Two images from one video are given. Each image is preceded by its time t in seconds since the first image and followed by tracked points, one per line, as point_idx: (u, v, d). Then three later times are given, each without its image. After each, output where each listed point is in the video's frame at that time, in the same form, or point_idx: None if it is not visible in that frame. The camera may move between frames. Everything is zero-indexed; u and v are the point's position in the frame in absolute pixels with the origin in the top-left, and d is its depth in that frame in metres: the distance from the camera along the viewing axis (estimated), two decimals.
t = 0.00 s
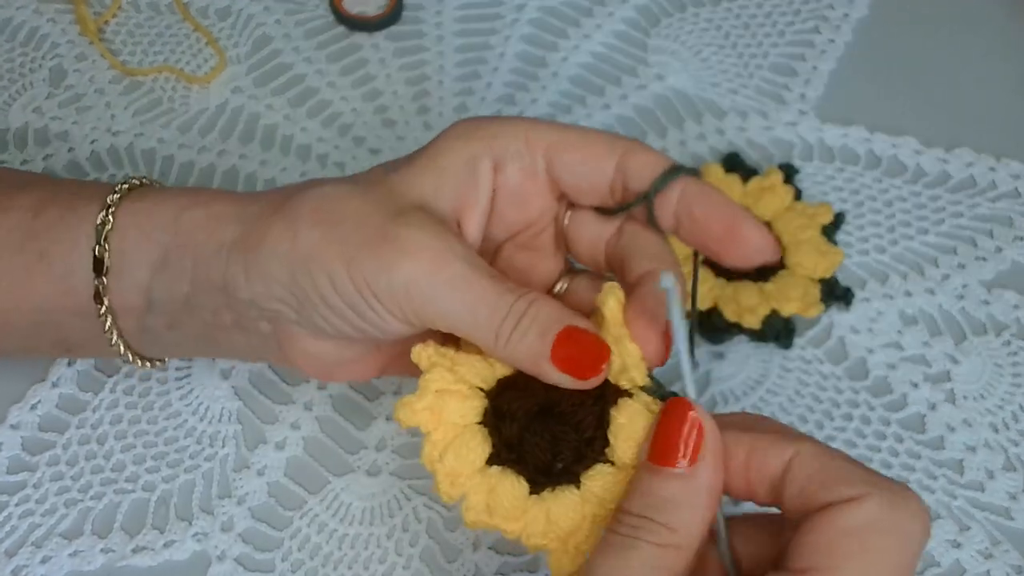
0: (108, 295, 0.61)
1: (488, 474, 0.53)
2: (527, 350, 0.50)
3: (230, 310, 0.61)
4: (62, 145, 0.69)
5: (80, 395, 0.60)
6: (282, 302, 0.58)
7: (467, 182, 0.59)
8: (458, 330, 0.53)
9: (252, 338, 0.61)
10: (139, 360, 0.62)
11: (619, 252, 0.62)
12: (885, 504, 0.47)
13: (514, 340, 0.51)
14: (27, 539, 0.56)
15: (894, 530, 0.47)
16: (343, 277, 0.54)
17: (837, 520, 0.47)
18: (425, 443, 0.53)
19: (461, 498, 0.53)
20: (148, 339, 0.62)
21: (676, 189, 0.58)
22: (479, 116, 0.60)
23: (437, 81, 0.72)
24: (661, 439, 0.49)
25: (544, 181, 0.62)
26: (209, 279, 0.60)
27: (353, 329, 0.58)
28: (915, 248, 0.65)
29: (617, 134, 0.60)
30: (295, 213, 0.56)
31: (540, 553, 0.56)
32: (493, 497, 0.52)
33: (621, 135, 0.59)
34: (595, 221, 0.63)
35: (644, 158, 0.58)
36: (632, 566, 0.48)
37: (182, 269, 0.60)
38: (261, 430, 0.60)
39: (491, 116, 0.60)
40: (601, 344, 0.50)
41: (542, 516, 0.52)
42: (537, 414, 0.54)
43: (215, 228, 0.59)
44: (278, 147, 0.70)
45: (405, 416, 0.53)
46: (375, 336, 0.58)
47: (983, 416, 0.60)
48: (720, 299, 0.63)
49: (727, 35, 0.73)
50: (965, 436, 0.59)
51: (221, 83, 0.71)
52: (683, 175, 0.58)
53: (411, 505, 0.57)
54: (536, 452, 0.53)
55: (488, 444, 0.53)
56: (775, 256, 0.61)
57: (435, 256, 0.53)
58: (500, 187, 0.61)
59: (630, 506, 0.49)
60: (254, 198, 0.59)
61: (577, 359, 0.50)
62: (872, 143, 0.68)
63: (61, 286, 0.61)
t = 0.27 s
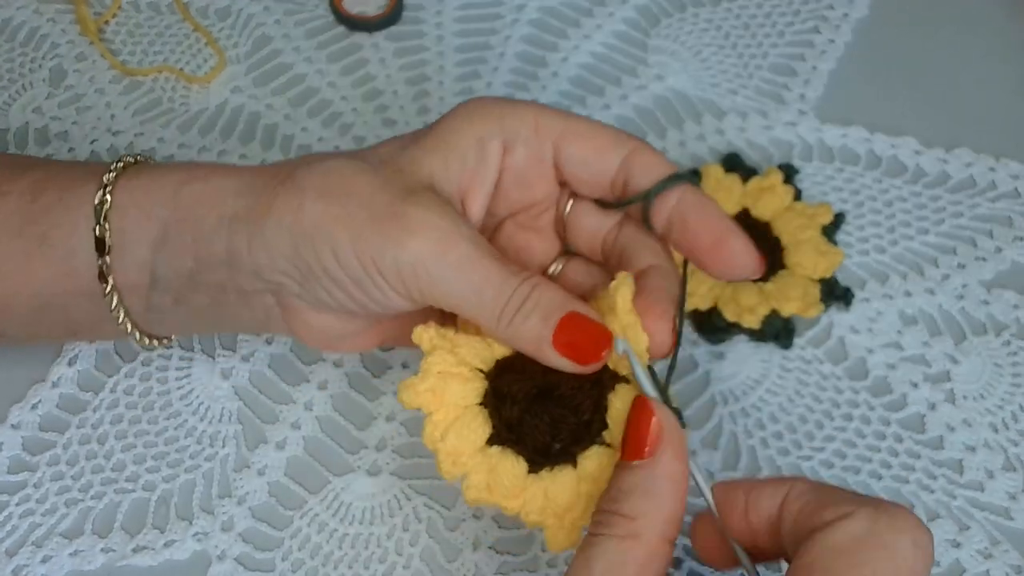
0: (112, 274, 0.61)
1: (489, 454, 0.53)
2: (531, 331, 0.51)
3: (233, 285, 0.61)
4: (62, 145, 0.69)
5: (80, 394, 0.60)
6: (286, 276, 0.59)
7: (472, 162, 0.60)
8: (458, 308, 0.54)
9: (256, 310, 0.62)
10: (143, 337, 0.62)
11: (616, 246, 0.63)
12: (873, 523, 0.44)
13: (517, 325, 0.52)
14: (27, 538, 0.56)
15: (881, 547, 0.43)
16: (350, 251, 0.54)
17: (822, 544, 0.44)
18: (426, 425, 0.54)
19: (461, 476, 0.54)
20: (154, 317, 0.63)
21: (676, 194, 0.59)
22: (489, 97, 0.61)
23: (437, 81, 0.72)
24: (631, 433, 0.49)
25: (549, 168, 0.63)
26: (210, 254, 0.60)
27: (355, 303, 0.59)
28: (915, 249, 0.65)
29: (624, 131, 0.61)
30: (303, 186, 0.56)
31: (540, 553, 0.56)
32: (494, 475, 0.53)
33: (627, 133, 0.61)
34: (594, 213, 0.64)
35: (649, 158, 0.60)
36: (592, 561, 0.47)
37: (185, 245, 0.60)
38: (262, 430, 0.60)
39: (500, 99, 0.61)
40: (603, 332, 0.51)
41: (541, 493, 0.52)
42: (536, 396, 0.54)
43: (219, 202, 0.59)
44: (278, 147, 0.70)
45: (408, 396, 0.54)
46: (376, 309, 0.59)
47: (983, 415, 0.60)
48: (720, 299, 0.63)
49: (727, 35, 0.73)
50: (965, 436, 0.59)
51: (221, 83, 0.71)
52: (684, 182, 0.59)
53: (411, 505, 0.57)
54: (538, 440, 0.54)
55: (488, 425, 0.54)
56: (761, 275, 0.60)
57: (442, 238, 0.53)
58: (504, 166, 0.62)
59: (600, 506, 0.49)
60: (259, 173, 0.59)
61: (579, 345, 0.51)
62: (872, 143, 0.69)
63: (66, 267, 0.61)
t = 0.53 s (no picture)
0: (120, 270, 0.61)
1: (504, 446, 0.53)
2: (538, 324, 0.52)
3: (238, 282, 0.61)
4: (62, 145, 0.69)
5: (80, 394, 0.60)
6: (293, 271, 0.59)
7: (476, 154, 0.60)
8: (467, 303, 0.55)
9: (265, 304, 0.62)
10: (156, 332, 0.62)
11: (615, 235, 0.63)
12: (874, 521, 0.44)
13: (524, 317, 0.52)
14: (27, 538, 0.56)
15: (882, 542, 0.43)
16: (358, 247, 0.55)
17: (825, 546, 0.44)
18: (442, 420, 0.54)
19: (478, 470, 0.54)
20: (162, 311, 0.63)
21: (672, 185, 0.59)
22: (489, 88, 0.61)
23: (437, 81, 0.72)
24: (638, 429, 0.50)
25: (550, 158, 0.63)
26: (217, 252, 0.60)
27: (362, 297, 0.59)
28: (915, 249, 0.65)
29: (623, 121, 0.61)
30: (308, 182, 0.56)
31: (540, 553, 0.56)
32: (510, 465, 0.53)
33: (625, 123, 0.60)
34: (591, 201, 0.64)
35: (648, 150, 0.59)
36: (598, 546, 0.47)
37: (189, 242, 0.60)
38: (262, 430, 0.60)
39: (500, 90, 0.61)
40: (612, 323, 0.52)
41: (556, 481, 0.53)
42: (547, 388, 0.55)
43: (224, 197, 0.58)
44: (278, 146, 0.70)
45: (422, 392, 0.54)
46: (384, 303, 0.59)
47: (983, 415, 0.60)
48: (721, 299, 0.63)
49: (727, 35, 0.73)
50: (965, 436, 0.59)
51: (221, 83, 0.71)
52: (681, 174, 0.59)
53: (411, 505, 0.58)
54: (549, 431, 0.54)
55: (502, 418, 0.54)
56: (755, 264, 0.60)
57: (448, 232, 0.53)
58: (507, 157, 0.62)
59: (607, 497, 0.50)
60: (262, 169, 0.59)
61: (586, 336, 0.51)
62: (872, 143, 0.69)
63: (72, 264, 0.61)
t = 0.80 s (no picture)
0: (121, 269, 0.61)
1: (504, 446, 0.53)
2: (537, 322, 0.52)
3: (238, 280, 0.61)
4: (62, 145, 0.69)
5: (80, 394, 0.60)
6: (293, 269, 0.59)
7: (476, 152, 0.60)
8: (468, 302, 0.55)
9: (265, 303, 0.62)
10: (156, 331, 0.63)
11: (615, 233, 0.63)
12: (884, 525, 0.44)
13: (524, 316, 0.52)
14: (27, 538, 0.56)
15: (893, 546, 0.43)
16: (357, 246, 0.55)
17: (835, 550, 0.44)
18: (442, 421, 0.54)
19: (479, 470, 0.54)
20: (162, 310, 0.63)
21: (671, 183, 0.59)
22: (489, 85, 0.61)
23: (437, 81, 0.72)
24: (642, 427, 0.50)
25: (550, 156, 0.63)
26: (218, 250, 0.60)
27: (362, 295, 0.59)
28: (915, 249, 0.65)
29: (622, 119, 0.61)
30: (308, 181, 0.56)
31: (540, 553, 0.56)
32: (511, 465, 0.53)
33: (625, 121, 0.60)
34: (590, 199, 0.64)
35: (648, 149, 0.59)
36: (604, 546, 0.47)
37: (190, 241, 0.60)
38: (261, 430, 0.60)
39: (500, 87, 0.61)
40: (612, 322, 0.52)
41: (557, 480, 0.53)
42: (547, 387, 0.55)
43: (224, 197, 0.58)
44: (278, 146, 0.69)
45: (422, 394, 0.54)
46: (384, 301, 0.59)
47: (983, 415, 0.60)
48: (720, 299, 0.63)
49: (727, 35, 0.73)
50: (965, 436, 0.59)
51: (221, 83, 0.71)
52: (680, 172, 0.59)
53: (411, 505, 0.58)
54: (549, 430, 0.54)
55: (503, 418, 0.54)
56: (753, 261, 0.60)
57: (447, 231, 0.53)
58: (507, 155, 0.62)
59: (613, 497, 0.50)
60: (262, 168, 0.58)
61: (585, 335, 0.51)
62: (872, 143, 0.69)
63: (72, 264, 0.61)
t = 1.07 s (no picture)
0: (119, 265, 0.61)
1: (504, 441, 0.53)
2: (536, 316, 0.52)
3: (238, 273, 0.61)
4: (62, 145, 0.69)
5: (80, 394, 0.60)
6: (292, 262, 0.59)
7: (476, 146, 0.60)
8: (468, 296, 0.55)
9: (263, 298, 0.62)
10: (153, 328, 0.63)
11: (614, 228, 0.63)
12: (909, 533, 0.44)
13: (522, 309, 0.52)
14: (27, 538, 0.56)
15: (918, 553, 0.43)
16: (356, 237, 0.54)
17: (859, 556, 0.44)
18: (442, 417, 0.54)
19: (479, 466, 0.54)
20: (160, 307, 0.63)
21: (670, 177, 0.59)
22: (489, 80, 0.61)
23: (437, 81, 0.72)
24: (648, 424, 0.50)
25: (549, 151, 0.63)
26: (218, 244, 0.60)
27: (362, 288, 0.59)
28: (915, 249, 0.65)
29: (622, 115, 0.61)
30: (308, 174, 0.56)
31: (540, 553, 0.56)
32: (511, 461, 0.53)
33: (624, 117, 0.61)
34: (590, 196, 0.64)
35: (647, 143, 0.59)
36: (614, 544, 0.47)
37: (189, 236, 0.60)
38: (261, 430, 0.60)
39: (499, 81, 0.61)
40: (612, 317, 0.52)
41: (557, 476, 0.53)
42: (547, 382, 0.55)
43: (223, 191, 0.58)
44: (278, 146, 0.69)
45: (422, 390, 0.54)
46: (383, 294, 0.59)
47: (983, 415, 0.60)
48: (720, 299, 0.63)
49: (727, 35, 0.73)
50: (965, 436, 0.59)
51: (221, 83, 0.71)
52: (679, 166, 0.59)
53: (411, 505, 0.58)
54: (548, 426, 0.54)
55: (502, 414, 0.54)
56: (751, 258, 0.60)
57: (447, 223, 0.53)
58: (506, 149, 0.62)
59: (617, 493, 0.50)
60: (262, 162, 0.58)
61: (584, 329, 0.51)
62: (872, 143, 0.69)
63: (71, 259, 0.61)
